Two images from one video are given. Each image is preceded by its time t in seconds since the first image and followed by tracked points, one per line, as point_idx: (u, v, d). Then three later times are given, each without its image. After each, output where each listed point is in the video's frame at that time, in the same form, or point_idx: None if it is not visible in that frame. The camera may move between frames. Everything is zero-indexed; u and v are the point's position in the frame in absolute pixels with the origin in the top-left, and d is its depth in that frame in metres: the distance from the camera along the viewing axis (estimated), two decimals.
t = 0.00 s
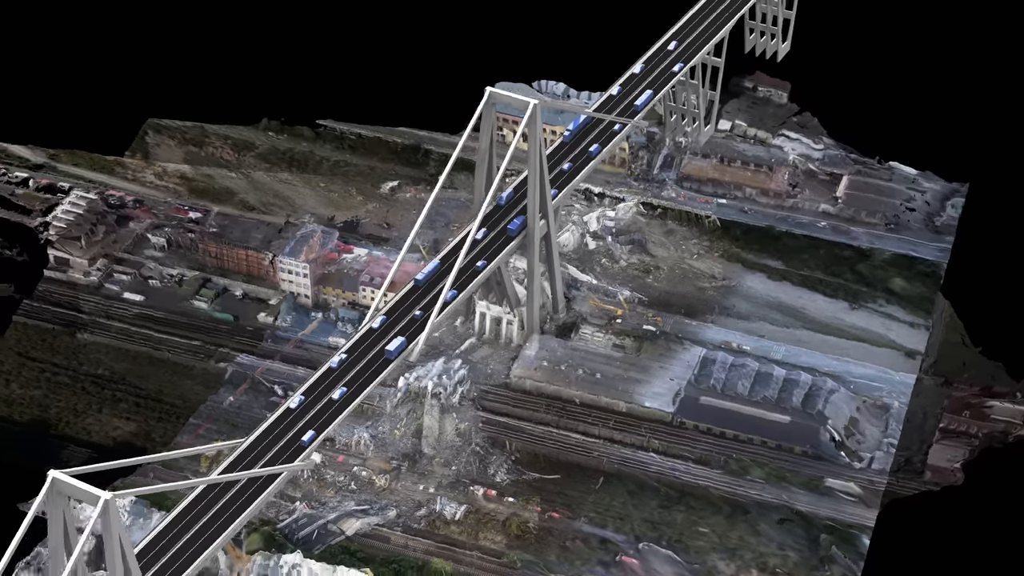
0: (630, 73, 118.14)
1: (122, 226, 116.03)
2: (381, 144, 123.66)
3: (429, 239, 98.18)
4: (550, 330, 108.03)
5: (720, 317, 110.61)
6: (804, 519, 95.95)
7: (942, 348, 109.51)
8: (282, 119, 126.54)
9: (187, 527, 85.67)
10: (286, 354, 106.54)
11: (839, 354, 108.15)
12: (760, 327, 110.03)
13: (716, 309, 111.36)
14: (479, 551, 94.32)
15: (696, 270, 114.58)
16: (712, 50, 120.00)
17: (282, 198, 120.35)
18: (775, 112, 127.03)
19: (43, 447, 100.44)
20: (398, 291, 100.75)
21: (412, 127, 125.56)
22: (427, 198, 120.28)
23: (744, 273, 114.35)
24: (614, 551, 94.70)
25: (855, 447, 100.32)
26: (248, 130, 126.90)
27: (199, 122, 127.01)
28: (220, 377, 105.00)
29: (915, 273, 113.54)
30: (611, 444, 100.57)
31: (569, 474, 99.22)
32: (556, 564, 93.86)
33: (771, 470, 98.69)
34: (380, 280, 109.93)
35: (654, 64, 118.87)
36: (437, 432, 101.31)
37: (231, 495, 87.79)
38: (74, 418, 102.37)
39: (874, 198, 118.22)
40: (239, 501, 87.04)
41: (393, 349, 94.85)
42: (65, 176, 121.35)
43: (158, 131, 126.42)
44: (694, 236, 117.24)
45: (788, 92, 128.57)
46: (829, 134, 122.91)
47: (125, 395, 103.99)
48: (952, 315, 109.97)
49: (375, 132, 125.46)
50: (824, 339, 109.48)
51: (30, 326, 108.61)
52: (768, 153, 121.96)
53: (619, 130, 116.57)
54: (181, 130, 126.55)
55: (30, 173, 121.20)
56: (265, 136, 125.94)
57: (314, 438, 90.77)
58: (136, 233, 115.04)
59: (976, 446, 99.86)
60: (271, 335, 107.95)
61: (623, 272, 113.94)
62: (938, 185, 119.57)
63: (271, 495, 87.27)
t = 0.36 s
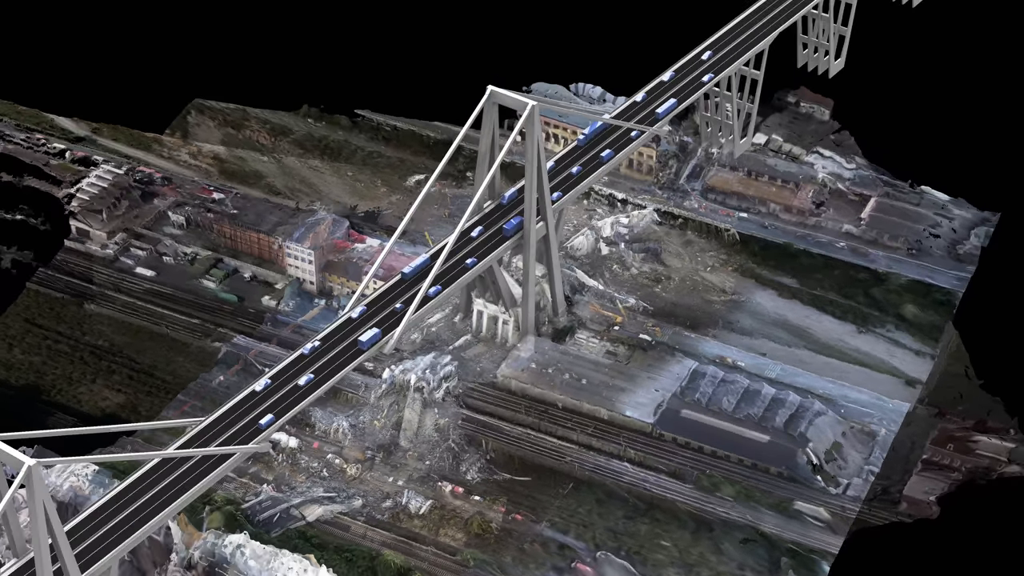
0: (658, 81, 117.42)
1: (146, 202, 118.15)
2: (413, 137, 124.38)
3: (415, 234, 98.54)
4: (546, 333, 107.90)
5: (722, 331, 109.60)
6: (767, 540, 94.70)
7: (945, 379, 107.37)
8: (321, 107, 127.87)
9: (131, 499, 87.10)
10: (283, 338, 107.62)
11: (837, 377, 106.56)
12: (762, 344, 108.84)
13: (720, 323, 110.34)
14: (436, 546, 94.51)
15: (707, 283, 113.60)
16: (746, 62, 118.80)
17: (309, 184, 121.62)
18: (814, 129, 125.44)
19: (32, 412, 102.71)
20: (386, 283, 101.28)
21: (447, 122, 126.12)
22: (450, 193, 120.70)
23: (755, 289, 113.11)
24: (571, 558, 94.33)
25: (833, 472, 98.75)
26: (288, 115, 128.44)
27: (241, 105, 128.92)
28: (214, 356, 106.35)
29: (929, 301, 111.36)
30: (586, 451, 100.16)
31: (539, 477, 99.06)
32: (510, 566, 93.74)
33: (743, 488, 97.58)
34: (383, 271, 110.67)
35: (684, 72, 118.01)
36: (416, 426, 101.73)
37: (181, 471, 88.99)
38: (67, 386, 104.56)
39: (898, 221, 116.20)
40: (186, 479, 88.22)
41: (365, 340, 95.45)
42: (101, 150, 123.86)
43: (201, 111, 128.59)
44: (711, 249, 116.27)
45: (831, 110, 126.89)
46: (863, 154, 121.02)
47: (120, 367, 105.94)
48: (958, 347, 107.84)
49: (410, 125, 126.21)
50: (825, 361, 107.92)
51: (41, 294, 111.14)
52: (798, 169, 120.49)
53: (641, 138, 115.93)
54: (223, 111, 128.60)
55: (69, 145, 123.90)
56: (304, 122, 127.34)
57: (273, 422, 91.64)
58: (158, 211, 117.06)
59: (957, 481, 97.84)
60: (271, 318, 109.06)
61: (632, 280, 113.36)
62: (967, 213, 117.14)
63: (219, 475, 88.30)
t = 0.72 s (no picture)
0: (685, 90, 116.57)
1: (174, 181, 120.18)
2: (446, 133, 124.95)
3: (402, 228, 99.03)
4: (541, 335, 107.81)
5: (722, 346, 108.60)
6: (726, 558, 93.68)
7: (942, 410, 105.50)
8: (362, 97, 128.96)
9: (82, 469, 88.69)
10: (282, 323, 108.72)
11: (830, 400, 105.01)
12: (760, 361, 107.64)
13: (721, 338, 109.33)
14: (394, 539, 94.93)
15: (716, 296, 112.59)
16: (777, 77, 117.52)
17: (337, 173, 122.75)
18: (851, 149, 123.66)
19: (28, 377, 105.13)
20: (375, 274, 101.97)
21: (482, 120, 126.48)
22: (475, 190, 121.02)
23: (764, 306, 111.84)
24: (526, 561, 94.19)
25: (806, 495, 97.34)
26: (329, 104, 129.74)
27: (285, 91, 130.50)
28: (212, 335, 107.84)
29: (938, 329, 109.25)
30: (560, 456, 99.93)
31: (510, 478, 99.07)
32: (464, 564, 93.85)
33: (711, 505, 96.63)
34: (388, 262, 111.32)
35: (713, 83, 117.02)
36: (396, 419, 102.22)
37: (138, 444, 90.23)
38: (66, 354, 106.86)
39: (919, 247, 114.11)
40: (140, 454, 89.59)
41: (340, 330, 96.21)
42: (141, 127, 126.12)
43: (246, 95, 130.39)
44: (727, 262, 115.20)
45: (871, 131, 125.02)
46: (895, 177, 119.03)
47: (120, 340, 107.95)
48: (960, 379, 105.73)
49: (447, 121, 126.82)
50: (821, 383, 106.40)
51: (57, 263, 113.59)
52: (825, 188, 118.88)
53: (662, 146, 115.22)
54: (267, 96, 130.30)
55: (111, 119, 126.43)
56: (343, 111, 128.56)
57: (236, 403, 92.82)
58: (184, 189, 119.01)
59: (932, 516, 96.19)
60: (274, 302, 110.26)
61: (640, 288, 112.75)
62: (992, 243, 114.68)
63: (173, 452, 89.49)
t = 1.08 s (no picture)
0: (710, 101, 115.61)
1: (205, 161, 122.14)
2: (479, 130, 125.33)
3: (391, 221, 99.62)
4: (536, 337, 107.76)
5: (719, 360, 107.66)
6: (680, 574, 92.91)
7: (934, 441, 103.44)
8: (404, 90, 129.83)
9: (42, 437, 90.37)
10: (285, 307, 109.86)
11: (819, 423, 103.57)
12: (755, 379, 106.53)
13: (719, 352, 108.38)
14: (355, 528, 95.63)
15: (723, 310, 111.60)
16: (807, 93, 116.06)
17: (367, 162, 123.74)
18: (885, 171, 121.72)
19: (31, 342, 107.47)
20: (366, 265, 102.70)
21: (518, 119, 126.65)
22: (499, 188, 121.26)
23: (769, 323, 110.60)
24: (481, 560, 94.31)
25: (774, 517, 96.14)
26: (372, 94, 130.82)
27: (331, 79, 131.87)
28: (213, 314, 109.44)
29: (942, 359, 107.14)
30: (533, 458, 99.88)
31: (480, 477, 99.24)
32: (419, 558, 94.23)
33: (674, 519, 95.88)
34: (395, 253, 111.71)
35: (740, 95, 115.89)
36: (379, 409, 102.76)
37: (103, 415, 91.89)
38: (72, 323, 109.10)
39: (935, 274, 111.93)
40: (102, 424, 90.88)
41: (318, 317, 97.09)
42: (184, 107, 128.29)
43: (292, 81, 132.00)
44: (740, 277, 114.10)
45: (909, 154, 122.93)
46: (922, 201, 116.93)
47: (125, 313, 109.96)
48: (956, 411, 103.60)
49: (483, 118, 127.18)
50: (813, 405, 104.98)
51: (79, 234, 116.03)
52: (850, 208, 117.11)
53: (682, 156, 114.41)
54: (313, 83, 131.76)
55: (156, 98, 128.81)
56: (384, 103, 129.56)
57: (205, 382, 94.15)
58: (212, 170, 120.91)
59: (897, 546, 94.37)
60: (280, 286, 111.55)
61: (646, 297, 112.14)
62: (1013, 275, 112.13)
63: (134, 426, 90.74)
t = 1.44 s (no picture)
0: (734, 113, 114.51)
1: (239, 144, 123.87)
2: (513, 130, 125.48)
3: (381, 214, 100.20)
4: (531, 339, 107.77)
5: (713, 375, 106.72)
6: None
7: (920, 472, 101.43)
8: (447, 85, 130.40)
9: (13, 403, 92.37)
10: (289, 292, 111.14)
11: (803, 445, 102.21)
12: (746, 396, 105.45)
13: (715, 367, 107.40)
14: (317, 515, 96.51)
15: (727, 325, 110.58)
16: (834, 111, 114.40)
17: (398, 154, 124.53)
18: (917, 195, 119.59)
19: (39, 310, 109.88)
20: (360, 255, 103.40)
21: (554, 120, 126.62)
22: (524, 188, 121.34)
23: (771, 341, 109.35)
24: (437, 556, 94.63)
25: (738, 536, 95.13)
26: (416, 87, 131.58)
27: (379, 70, 132.93)
28: (219, 295, 111.06)
29: (940, 390, 105.05)
30: (506, 458, 99.91)
31: (452, 473, 99.52)
32: (375, 549, 94.84)
33: (635, 530, 95.26)
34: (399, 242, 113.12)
35: (764, 109, 114.63)
36: (363, 400, 103.59)
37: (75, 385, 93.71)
38: (82, 294, 111.32)
39: (947, 302, 109.74)
40: (71, 394, 92.65)
41: (298, 303, 98.08)
42: (229, 89, 130.21)
43: (340, 69, 133.26)
44: (749, 293, 112.96)
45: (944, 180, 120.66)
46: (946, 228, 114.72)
47: (135, 288, 111.96)
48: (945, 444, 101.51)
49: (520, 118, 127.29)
50: (801, 427, 103.59)
51: (104, 208, 118.37)
52: (871, 230, 115.28)
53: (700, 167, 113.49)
54: (360, 73, 132.91)
55: (204, 78, 130.88)
56: (426, 97, 130.27)
57: (178, 359, 95.58)
58: (243, 153, 122.61)
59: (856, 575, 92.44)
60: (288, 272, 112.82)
61: (651, 307, 111.50)
62: None
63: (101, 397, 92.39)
